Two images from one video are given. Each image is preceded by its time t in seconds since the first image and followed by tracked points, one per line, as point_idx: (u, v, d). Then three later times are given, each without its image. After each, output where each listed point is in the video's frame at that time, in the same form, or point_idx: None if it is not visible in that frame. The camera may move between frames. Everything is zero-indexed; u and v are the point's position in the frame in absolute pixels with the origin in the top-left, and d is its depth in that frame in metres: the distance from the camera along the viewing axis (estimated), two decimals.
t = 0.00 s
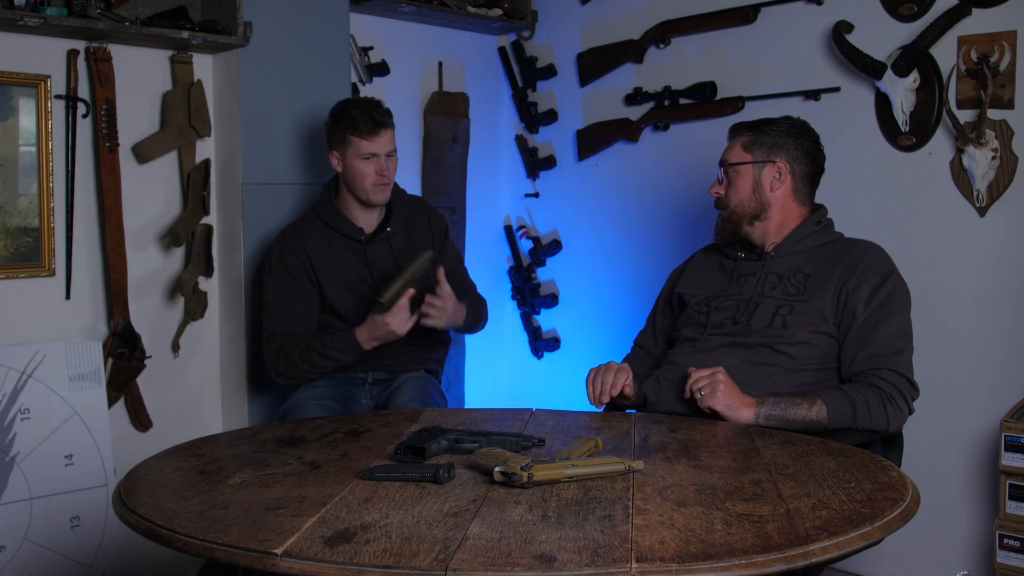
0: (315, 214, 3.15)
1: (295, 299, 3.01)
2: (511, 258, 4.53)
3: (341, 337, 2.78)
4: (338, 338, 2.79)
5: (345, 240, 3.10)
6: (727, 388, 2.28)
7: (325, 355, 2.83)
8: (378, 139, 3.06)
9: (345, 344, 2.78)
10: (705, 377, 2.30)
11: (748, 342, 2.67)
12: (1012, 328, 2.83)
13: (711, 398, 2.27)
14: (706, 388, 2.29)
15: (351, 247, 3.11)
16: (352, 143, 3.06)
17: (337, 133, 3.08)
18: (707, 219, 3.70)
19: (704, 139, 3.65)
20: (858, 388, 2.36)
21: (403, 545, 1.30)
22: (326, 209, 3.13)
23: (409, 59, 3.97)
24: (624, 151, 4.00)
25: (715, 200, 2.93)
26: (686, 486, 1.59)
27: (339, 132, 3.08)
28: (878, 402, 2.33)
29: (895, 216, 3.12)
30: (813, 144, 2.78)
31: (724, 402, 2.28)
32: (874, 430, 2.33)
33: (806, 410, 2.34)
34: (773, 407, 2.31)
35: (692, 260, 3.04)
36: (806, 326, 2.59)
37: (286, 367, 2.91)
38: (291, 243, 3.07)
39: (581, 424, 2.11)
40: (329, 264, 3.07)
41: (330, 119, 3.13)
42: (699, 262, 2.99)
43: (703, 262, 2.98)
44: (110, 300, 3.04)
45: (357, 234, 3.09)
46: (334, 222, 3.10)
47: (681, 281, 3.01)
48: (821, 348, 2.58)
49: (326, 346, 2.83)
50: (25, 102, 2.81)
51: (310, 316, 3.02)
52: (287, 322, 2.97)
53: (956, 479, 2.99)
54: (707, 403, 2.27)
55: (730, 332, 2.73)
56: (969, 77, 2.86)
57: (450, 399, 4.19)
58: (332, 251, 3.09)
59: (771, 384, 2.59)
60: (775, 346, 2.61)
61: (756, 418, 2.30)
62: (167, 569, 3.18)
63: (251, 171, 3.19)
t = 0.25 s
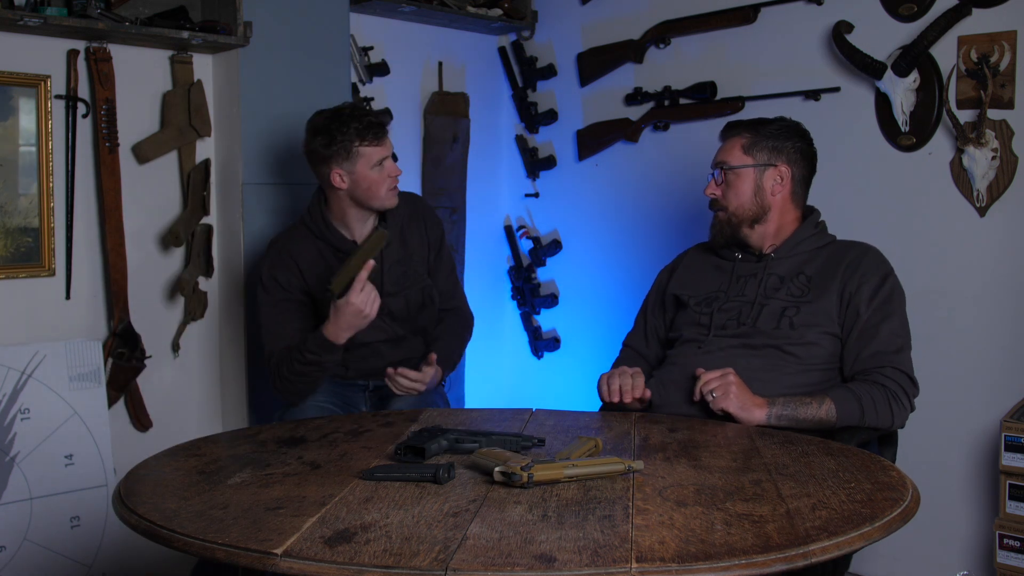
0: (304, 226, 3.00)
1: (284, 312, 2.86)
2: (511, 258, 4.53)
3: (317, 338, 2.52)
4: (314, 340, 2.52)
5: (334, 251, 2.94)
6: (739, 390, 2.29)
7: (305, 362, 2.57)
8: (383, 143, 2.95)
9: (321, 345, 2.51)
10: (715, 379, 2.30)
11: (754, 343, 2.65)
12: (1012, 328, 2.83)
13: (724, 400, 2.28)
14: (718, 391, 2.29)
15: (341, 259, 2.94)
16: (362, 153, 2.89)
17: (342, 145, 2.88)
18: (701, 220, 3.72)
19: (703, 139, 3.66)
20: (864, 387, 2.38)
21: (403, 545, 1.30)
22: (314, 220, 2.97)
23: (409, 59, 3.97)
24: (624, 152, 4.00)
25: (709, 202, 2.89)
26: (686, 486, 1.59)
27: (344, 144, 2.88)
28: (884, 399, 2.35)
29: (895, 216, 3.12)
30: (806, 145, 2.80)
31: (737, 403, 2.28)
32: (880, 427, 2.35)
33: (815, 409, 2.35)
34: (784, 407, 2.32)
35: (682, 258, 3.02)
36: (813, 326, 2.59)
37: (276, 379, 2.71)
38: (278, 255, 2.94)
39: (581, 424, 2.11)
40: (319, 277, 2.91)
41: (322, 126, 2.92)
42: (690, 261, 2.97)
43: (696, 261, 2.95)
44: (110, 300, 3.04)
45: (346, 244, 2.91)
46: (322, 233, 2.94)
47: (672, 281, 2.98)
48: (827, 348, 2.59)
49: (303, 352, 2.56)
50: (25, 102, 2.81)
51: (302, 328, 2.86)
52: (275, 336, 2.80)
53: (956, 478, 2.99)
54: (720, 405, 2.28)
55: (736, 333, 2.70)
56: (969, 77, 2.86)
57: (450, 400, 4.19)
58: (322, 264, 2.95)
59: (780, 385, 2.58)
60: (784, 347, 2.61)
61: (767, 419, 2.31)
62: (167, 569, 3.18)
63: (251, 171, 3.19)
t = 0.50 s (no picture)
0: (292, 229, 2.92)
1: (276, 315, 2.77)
2: (511, 258, 4.54)
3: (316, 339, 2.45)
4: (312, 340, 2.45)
5: (323, 254, 2.86)
6: (750, 394, 2.29)
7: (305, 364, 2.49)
8: (380, 141, 2.86)
9: (321, 344, 2.44)
10: (723, 384, 2.29)
11: (756, 343, 2.64)
12: (1012, 327, 2.83)
13: (736, 405, 2.28)
14: (730, 395, 2.28)
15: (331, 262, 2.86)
16: (358, 150, 2.79)
17: (336, 141, 2.78)
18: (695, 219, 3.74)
19: (702, 139, 3.66)
20: (865, 383, 2.39)
21: (403, 545, 1.30)
22: (303, 222, 2.89)
23: (409, 59, 3.97)
24: (623, 151, 4.00)
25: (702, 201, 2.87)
26: (686, 486, 1.59)
27: (337, 140, 2.78)
28: (885, 394, 2.36)
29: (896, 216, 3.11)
30: (798, 145, 2.81)
31: (749, 407, 2.29)
32: (882, 422, 2.36)
33: (821, 408, 2.35)
34: (792, 407, 2.33)
35: (671, 256, 3.01)
36: (813, 325, 2.59)
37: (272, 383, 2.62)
38: (266, 259, 2.85)
39: (581, 424, 2.11)
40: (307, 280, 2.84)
41: (313, 123, 2.81)
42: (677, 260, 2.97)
43: (685, 260, 2.95)
44: (110, 300, 3.04)
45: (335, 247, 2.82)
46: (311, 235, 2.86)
47: (661, 281, 2.96)
48: (827, 347, 2.60)
49: (303, 354, 2.49)
50: (25, 102, 2.81)
51: (297, 331, 2.76)
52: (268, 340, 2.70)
53: (956, 479, 2.99)
54: (732, 410, 2.28)
55: (736, 333, 2.68)
56: (969, 77, 2.86)
57: (450, 400, 4.20)
58: (312, 268, 2.86)
59: (784, 384, 2.58)
60: (786, 347, 2.60)
61: (778, 420, 2.32)
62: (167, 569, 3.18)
63: (252, 171, 3.19)
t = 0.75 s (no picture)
0: (282, 223, 2.87)
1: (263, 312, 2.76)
2: (510, 258, 4.54)
3: (300, 345, 2.42)
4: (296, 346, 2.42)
5: (312, 251, 2.81)
6: (749, 397, 2.28)
7: (288, 370, 2.46)
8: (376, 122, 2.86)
9: (305, 351, 2.41)
10: (723, 387, 2.28)
11: (753, 343, 2.64)
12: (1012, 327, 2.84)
13: (737, 409, 2.27)
14: (730, 399, 2.27)
15: (320, 260, 2.81)
16: (354, 129, 2.78)
17: (331, 121, 2.76)
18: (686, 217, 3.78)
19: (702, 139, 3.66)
20: (862, 381, 2.39)
21: (403, 545, 1.30)
22: (293, 217, 2.83)
23: (408, 59, 3.97)
24: (621, 151, 4.01)
25: (696, 203, 2.84)
26: (686, 486, 1.59)
27: (333, 121, 2.76)
28: (882, 391, 2.37)
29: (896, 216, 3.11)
30: (787, 144, 2.82)
31: (749, 410, 2.28)
32: (880, 419, 2.36)
33: (820, 408, 2.35)
34: (792, 409, 2.33)
35: (664, 254, 3.00)
36: (808, 324, 2.59)
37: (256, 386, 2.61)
38: (253, 254, 2.80)
39: (581, 424, 2.11)
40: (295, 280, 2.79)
41: (308, 106, 2.79)
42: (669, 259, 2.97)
43: (677, 260, 2.94)
44: (110, 299, 3.04)
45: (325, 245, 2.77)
46: (300, 232, 2.81)
47: (653, 281, 2.96)
48: (824, 346, 2.60)
49: (287, 359, 2.46)
50: (25, 102, 2.81)
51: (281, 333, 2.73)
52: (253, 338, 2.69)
53: (957, 478, 2.99)
54: (732, 414, 2.27)
55: (732, 333, 2.68)
56: (969, 77, 2.86)
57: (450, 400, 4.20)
58: (300, 264, 2.81)
59: (781, 384, 2.58)
60: (782, 346, 2.60)
61: (778, 421, 2.32)
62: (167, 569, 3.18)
63: (252, 171, 3.19)
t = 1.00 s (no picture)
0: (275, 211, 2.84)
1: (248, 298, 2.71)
2: (510, 258, 4.54)
3: (286, 331, 2.36)
4: (281, 332, 2.36)
5: (301, 240, 2.77)
6: (746, 397, 2.28)
7: (271, 356, 2.40)
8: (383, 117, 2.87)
9: (290, 337, 2.35)
10: (720, 389, 2.29)
11: (753, 343, 2.64)
12: (1012, 327, 2.84)
13: (734, 410, 2.28)
14: (727, 401, 2.28)
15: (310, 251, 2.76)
16: (359, 120, 2.78)
17: (335, 110, 2.76)
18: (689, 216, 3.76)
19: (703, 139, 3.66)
20: (863, 383, 2.39)
21: (403, 545, 1.30)
22: (286, 205, 2.80)
23: (408, 59, 3.97)
24: (622, 151, 4.01)
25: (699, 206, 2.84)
26: (686, 486, 1.59)
27: (338, 109, 2.76)
28: (883, 393, 2.37)
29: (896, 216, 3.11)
30: (789, 145, 2.83)
31: (747, 412, 2.28)
32: (881, 421, 2.36)
33: (820, 409, 2.35)
34: (790, 410, 2.33)
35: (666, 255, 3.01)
36: (809, 324, 2.59)
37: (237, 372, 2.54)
38: (244, 239, 2.77)
39: (581, 424, 2.11)
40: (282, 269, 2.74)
41: (314, 92, 2.79)
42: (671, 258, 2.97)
43: (680, 261, 2.94)
44: (110, 299, 3.04)
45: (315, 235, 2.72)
46: (292, 220, 2.77)
47: (657, 282, 2.96)
48: (825, 346, 2.60)
49: (270, 346, 2.40)
50: (25, 102, 2.81)
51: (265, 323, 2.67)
52: (237, 320, 2.63)
53: (957, 478, 2.99)
54: (729, 416, 2.28)
55: (733, 333, 2.69)
56: (969, 77, 2.86)
57: (450, 400, 4.19)
58: (289, 253, 2.77)
59: (781, 385, 2.58)
60: (783, 347, 2.60)
61: (777, 422, 2.31)
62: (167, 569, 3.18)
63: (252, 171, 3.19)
